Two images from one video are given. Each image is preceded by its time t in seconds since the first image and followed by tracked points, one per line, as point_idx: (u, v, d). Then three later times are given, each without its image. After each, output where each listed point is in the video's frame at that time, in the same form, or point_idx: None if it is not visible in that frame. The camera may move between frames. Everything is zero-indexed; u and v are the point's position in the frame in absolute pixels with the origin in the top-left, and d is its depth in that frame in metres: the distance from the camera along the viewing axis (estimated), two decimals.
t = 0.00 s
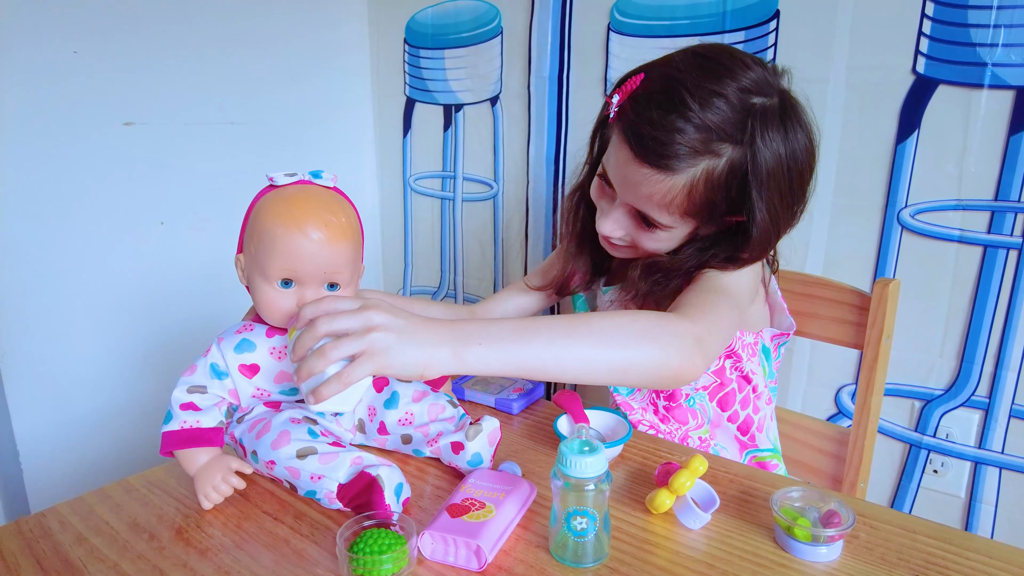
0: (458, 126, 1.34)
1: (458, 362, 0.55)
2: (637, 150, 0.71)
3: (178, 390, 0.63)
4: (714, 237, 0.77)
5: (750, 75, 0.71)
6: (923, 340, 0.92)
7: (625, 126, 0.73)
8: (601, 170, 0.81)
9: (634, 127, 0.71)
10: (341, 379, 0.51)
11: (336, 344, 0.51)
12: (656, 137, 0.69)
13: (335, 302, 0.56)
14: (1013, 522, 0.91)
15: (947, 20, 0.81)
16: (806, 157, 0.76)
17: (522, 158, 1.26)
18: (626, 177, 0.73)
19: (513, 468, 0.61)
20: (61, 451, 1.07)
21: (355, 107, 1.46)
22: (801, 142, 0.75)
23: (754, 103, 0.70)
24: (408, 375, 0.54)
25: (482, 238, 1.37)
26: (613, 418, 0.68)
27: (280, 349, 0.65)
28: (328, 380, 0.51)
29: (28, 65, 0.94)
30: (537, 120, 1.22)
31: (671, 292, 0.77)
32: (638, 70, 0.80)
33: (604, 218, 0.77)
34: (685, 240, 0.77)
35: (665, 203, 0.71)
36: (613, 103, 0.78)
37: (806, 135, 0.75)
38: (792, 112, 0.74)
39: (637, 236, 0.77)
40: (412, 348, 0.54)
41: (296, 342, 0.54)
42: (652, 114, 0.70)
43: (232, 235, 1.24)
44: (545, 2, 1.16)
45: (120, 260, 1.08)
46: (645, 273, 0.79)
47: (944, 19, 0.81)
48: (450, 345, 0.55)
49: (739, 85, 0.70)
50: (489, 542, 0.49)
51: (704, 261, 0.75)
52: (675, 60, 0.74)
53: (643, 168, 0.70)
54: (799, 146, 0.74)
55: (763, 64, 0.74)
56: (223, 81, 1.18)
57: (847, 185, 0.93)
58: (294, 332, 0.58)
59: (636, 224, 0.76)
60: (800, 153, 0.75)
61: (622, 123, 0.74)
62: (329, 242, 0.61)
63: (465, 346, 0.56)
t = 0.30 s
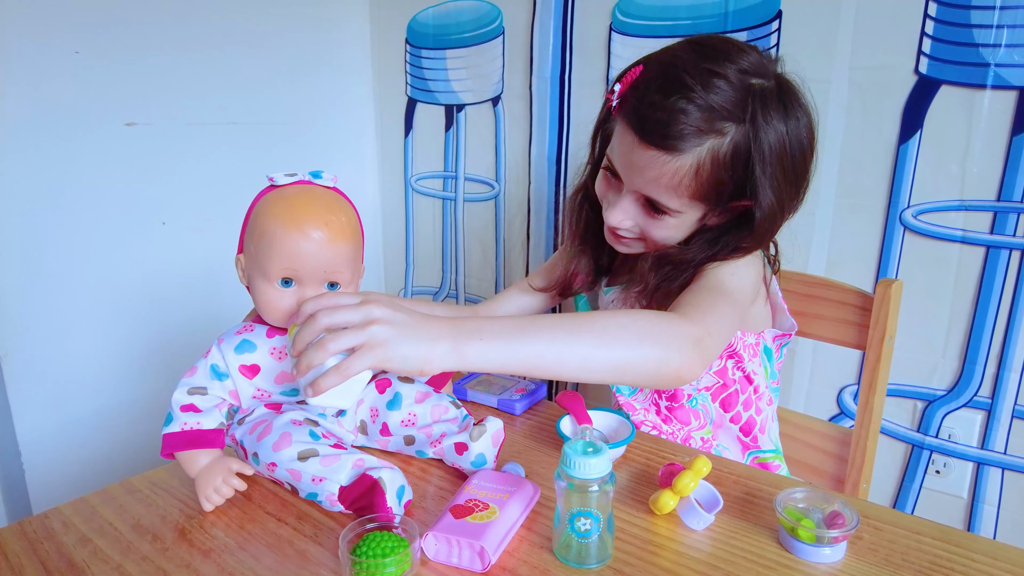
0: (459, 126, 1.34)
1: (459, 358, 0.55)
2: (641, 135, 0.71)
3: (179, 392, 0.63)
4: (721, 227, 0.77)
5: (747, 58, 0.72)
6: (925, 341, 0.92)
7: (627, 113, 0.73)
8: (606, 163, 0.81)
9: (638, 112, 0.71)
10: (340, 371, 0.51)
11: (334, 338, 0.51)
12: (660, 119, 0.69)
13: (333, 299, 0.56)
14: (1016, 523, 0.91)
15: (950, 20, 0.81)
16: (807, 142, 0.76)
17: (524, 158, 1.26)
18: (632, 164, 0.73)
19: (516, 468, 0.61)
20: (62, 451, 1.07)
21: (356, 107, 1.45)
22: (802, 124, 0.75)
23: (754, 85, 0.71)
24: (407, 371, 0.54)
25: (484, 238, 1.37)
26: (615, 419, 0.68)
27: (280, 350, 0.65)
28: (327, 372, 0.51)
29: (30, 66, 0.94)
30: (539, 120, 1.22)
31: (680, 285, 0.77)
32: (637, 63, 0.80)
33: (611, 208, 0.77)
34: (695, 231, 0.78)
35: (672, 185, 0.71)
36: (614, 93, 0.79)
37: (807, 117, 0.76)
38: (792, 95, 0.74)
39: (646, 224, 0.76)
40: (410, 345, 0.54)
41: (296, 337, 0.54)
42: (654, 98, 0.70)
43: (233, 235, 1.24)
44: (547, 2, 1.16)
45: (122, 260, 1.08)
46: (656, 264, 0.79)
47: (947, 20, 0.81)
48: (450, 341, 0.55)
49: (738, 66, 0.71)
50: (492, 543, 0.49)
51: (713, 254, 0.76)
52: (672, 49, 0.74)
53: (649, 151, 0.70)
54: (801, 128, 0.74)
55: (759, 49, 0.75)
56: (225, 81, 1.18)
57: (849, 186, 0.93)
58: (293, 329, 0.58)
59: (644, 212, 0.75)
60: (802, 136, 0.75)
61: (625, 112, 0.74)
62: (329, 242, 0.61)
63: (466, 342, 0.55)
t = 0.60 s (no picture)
0: (461, 126, 1.34)
1: (462, 356, 0.55)
2: (658, 131, 0.71)
3: (180, 392, 0.62)
4: (726, 228, 0.77)
5: (764, 62, 0.72)
6: (928, 340, 0.92)
7: (644, 108, 0.73)
8: (614, 157, 0.80)
9: (656, 107, 0.71)
10: (343, 367, 0.50)
11: (338, 335, 0.51)
12: (678, 115, 0.69)
13: (337, 297, 0.56)
14: (1019, 523, 0.91)
15: (953, 19, 0.81)
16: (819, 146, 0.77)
17: (525, 158, 1.26)
18: (645, 159, 0.72)
19: (518, 469, 0.60)
20: (63, 451, 1.07)
21: (357, 107, 1.45)
22: (814, 130, 0.75)
23: (770, 89, 0.72)
24: (410, 368, 0.54)
25: (485, 238, 1.37)
26: (618, 419, 0.68)
27: (283, 349, 0.65)
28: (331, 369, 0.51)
29: (29, 65, 0.93)
30: (541, 119, 1.22)
31: (681, 284, 0.76)
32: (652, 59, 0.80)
33: (619, 204, 0.76)
34: (696, 233, 0.78)
35: (685, 184, 0.71)
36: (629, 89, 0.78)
37: (818, 124, 0.76)
38: (808, 102, 0.75)
39: (652, 223, 0.76)
40: (413, 341, 0.53)
41: (299, 333, 0.54)
42: (675, 94, 0.70)
43: (234, 235, 1.24)
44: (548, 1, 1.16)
45: (122, 260, 1.08)
46: (659, 261, 0.78)
47: (951, 19, 0.81)
48: (454, 338, 0.55)
49: (755, 70, 0.71)
50: (496, 544, 0.49)
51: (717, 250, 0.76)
52: (689, 48, 0.75)
53: (664, 146, 0.70)
54: (813, 135, 0.75)
55: (774, 54, 0.75)
56: (225, 81, 1.18)
57: (852, 185, 0.93)
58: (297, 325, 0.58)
59: (652, 210, 0.75)
60: (814, 144, 0.75)
61: (641, 106, 0.74)
62: (332, 241, 0.61)
63: (471, 336, 0.55)
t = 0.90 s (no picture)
0: (461, 125, 1.34)
1: (462, 354, 0.55)
2: (685, 141, 0.69)
3: (179, 390, 0.62)
4: (737, 225, 0.77)
5: (771, 60, 0.72)
6: (929, 340, 0.91)
7: (664, 116, 0.71)
8: (626, 160, 0.78)
9: (679, 116, 0.70)
10: (340, 364, 0.50)
11: (335, 332, 0.51)
12: (700, 123, 0.68)
13: (334, 294, 0.57)
14: (1021, 523, 0.90)
15: (955, 17, 0.81)
16: (823, 145, 0.77)
17: (526, 157, 1.26)
18: (671, 170, 0.71)
19: (519, 467, 0.60)
20: (63, 450, 1.07)
21: (358, 106, 1.45)
22: (822, 127, 0.76)
23: (779, 91, 0.71)
24: (409, 366, 0.54)
25: (486, 237, 1.37)
26: (619, 418, 0.68)
27: (282, 348, 0.65)
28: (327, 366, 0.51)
29: (29, 63, 0.93)
30: (541, 118, 1.22)
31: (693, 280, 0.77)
32: (659, 59, 0.78)
33: (639, 213, 0.75)
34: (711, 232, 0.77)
35: (716, 192, 0.71)
36: (643, 95, 0.75)
37: (823, 121, 0.76)
38: (811, 103, 0.74)
39: (672, 231, 0.76)
40: (411, 338, 0.53)
41: (297, 330, 0.54)
42: (698, 102, 0.69)
43: (234, 234, 1.24)
44: None
45: (122, 259, 1.08)
46: (671, 260, 0.79)
47: (953, 17, 0.81)
48: (453, 335, 0.55)
49: (764, 69, 0.71)
50: (496, 542, 0.48)
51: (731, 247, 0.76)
52: (700, 48, 0.73)
53: (683, 152, 0.69)
54: (823, 131, 0.76)
55: (778, 52, 0.75)
56: (226, 80, 1.18)
57: (854, 184, 0.93)
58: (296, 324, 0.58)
59: (674, 217, 0.74)
60: (816, 145, 0.75)
61: (660, 114, 0.72)
62: (331, 240, 0.61)
63: (470, 334, 0.55)
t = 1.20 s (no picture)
0: (462, 123, 1.34)
1: (462, 347, 0.55)
2: (687, 133, 0.69)
3: (181, 388, 0.62)
4: (742, 220, 0.77)
5: (775, 54, 0.72)
6: (931, 338, 0.91)
7: (667, 110, 0.71)
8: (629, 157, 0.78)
9: (680, 109, 0.70)
10: (337, 355, 0.50)
11: (333, 323, 0.51)
12: (701, 114, 0.68)
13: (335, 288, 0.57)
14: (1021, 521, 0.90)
15: (957, 15, 0.80)
16: (824, 140, 0.77)
17: (526, 155, 1.26)
18: (675, 163, 0.70)
19: (520, 465, 0.60)
20: (64, 449, 1.07)
21: (359, 104, 1.45)
22: (824, 121, 0.76)
23: (781, 86, 0.71)
24: (408, 360, 0.54)
25: (486, 236, 1.37)
26: (620, 415, 0.68)
27: (283, 346, 0.65)
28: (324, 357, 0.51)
29: (31, 62, 0.93)
30: (542, 117, 1.22)
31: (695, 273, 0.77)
32: (660, 56, 0.79)
33: (643, 208, 0.74)
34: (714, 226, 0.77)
35: (719, 184, 0.71)
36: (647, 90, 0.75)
37: (825, 115, 0.77)
38: (813, 98, 0.74)
39: (676, 225, 0.75)
40: (411, 331, 0.53)
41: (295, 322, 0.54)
42: (700, 95, 0.69)
43: (235, 232, 1.24)
44: None
45: (123, 257, 1.08)
46: (676, 254, 0.79)
47: (954, 15, 0.81)
48: (453, 329, 0.55)
49: (768, 63, 0.71)
50: (498, 540, 0.48)
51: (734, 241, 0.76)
52: (702, 44, 0.74)
53: (687, 146, 0.69)
54: (825, 125, 0.76)
55: (782, 48, 0.75)
56: (226, 78, 1.18)
57: (855, 183, 0.93)
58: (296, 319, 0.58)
59: (677, 211, 0.74)
60: (818, 138, 0.75)
61: (662, 107, 0.72)
62: (332, 238, 0.61)
63: (469, 328, 0.55)
